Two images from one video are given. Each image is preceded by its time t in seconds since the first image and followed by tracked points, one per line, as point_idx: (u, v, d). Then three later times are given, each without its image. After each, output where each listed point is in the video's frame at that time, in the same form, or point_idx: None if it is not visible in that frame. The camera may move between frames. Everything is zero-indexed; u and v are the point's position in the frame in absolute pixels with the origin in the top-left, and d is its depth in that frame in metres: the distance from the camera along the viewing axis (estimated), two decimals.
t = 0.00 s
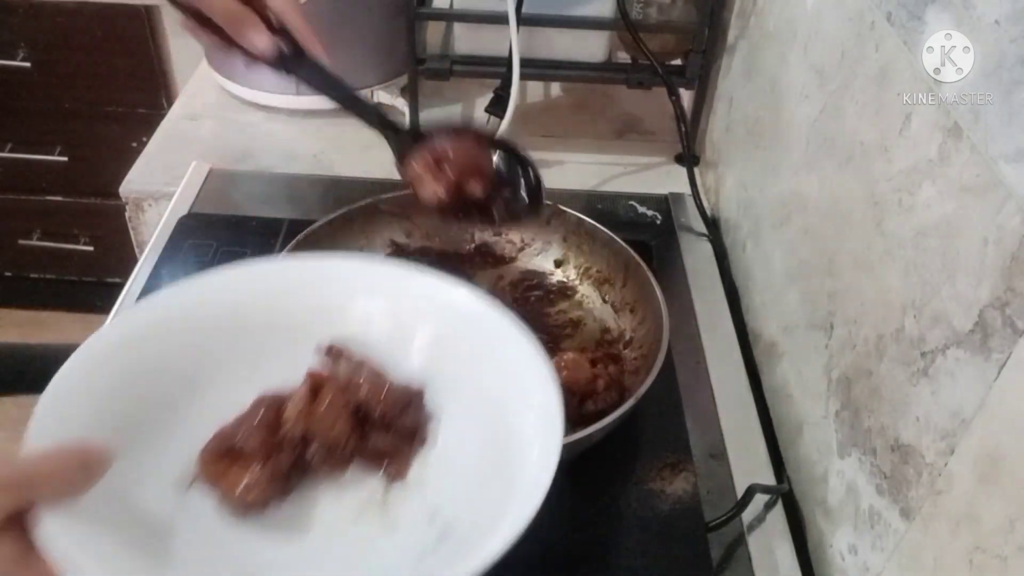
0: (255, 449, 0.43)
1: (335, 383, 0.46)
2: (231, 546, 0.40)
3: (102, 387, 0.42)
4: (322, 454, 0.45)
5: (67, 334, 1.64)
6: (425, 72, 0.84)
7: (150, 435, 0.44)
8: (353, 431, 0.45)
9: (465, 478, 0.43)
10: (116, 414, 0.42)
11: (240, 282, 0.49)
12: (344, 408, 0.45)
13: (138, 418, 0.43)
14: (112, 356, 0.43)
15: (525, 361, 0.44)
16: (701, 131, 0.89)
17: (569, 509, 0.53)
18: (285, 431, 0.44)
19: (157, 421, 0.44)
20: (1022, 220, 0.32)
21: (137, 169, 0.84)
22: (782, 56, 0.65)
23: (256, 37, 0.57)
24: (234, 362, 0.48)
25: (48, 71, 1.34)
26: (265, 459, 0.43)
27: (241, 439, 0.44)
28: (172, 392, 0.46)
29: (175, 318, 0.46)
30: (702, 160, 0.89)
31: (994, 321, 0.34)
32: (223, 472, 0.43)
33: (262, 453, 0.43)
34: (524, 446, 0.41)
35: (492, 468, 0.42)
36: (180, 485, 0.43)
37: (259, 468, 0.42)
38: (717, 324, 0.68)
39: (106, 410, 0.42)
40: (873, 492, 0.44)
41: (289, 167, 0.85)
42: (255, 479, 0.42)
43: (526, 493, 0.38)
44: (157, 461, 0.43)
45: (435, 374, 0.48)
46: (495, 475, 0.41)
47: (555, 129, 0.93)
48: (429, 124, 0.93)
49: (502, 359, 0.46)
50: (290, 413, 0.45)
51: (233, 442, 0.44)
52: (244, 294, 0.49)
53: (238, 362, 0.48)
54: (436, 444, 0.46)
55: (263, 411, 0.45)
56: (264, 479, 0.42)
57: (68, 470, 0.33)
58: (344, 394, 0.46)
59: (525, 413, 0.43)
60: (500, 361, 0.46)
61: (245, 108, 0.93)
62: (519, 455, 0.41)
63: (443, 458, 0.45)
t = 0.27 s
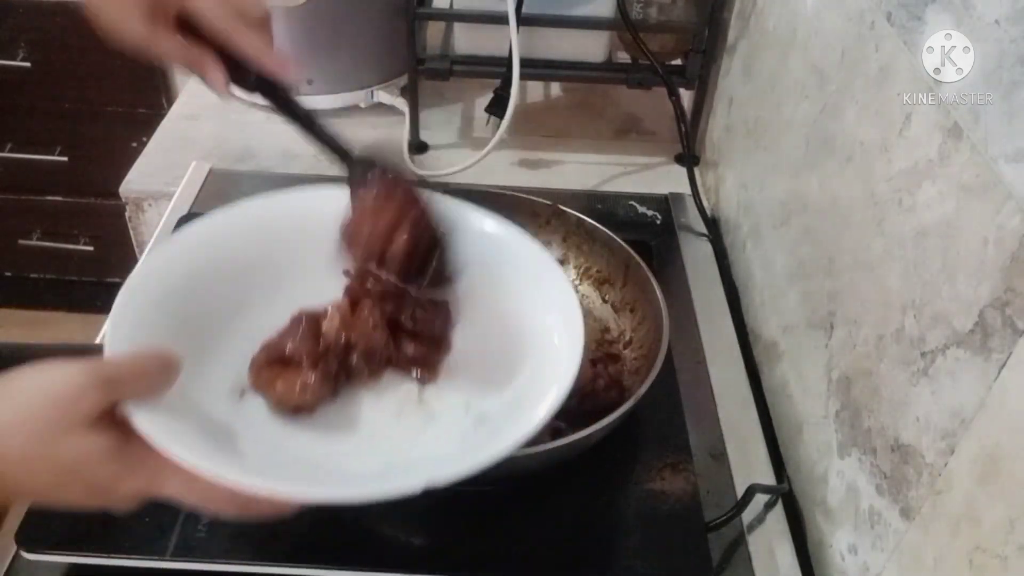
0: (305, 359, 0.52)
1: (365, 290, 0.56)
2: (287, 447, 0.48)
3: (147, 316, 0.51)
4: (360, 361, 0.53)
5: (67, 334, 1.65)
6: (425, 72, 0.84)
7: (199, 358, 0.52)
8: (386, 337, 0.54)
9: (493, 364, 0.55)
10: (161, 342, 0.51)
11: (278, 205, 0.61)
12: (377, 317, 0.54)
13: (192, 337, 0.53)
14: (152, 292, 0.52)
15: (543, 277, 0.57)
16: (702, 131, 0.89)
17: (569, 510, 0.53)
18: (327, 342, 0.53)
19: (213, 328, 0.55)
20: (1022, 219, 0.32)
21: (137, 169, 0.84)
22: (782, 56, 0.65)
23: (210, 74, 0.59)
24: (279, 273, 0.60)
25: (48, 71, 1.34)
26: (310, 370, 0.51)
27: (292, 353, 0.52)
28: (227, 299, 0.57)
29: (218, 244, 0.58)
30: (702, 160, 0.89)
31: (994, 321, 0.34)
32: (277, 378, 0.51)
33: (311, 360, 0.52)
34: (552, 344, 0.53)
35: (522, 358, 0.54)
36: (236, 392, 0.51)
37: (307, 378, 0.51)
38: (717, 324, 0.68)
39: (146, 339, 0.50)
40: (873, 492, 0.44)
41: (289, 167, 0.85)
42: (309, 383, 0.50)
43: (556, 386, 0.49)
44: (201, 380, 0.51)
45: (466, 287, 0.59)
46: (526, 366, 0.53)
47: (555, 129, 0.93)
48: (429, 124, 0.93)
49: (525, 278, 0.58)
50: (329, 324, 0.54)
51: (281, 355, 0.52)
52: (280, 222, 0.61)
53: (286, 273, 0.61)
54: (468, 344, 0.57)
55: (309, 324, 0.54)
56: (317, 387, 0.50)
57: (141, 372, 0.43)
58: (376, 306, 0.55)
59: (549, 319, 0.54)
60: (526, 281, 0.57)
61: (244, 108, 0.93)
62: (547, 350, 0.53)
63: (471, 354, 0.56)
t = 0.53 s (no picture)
0: (303, 341, 0.54)
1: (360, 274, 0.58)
2: (288, 423, 0.51)
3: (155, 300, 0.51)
4: (357, 344, 0.56)
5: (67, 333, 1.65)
6: (425, 72, 0.85)
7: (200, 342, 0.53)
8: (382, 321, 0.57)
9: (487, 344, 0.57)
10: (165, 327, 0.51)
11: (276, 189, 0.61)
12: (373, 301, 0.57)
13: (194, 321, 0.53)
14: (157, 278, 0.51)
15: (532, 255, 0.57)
16: (702, 131, 0.89)
17: (570, 510, 0.53)
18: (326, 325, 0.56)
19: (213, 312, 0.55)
20: (1022, 219, 0.32)
21: (137, 169, 0.84)
22: (782, 56, 0.65)
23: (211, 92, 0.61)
24: (275, 255, 0.61)
25: (48, 71, 1.34)
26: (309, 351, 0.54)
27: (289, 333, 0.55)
28: (226, 283, 0.57)
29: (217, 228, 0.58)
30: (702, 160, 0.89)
31: (994, 321, 0.34)
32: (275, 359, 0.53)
33: (309, 341, 0.54)
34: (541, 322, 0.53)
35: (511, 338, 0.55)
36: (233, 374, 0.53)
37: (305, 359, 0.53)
38: (717, 325, 0.68)
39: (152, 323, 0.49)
40: (873, 492, 0.44)
41: (289, 167, 0.85)
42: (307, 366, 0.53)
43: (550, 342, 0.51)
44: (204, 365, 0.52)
45: (460, 265, 0.61)
46: (515, 344, 0.54)
47: (555, 129, 0.93)
48: (430, 123, 0.93)
49: (514, 255, 0.59)
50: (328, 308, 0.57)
51: (279, 335, 0.55)
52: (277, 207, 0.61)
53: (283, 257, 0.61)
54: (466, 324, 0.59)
55: (306, 308, 0.56)
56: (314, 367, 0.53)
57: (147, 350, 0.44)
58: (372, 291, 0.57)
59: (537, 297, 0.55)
60: (516, 258, 0.58)
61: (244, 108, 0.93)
62: (535, 328, 0.53)
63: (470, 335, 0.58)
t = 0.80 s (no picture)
0: (305, 364, 0.53)
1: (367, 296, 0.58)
2: (285, 447, 0.50)
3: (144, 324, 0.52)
4: (361, 368, 0.55)
5: (67, 333, 1.65)
6: (425, 72, 0.85)
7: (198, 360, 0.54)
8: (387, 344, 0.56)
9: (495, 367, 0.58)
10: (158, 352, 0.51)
11: (265, 209, 0.63)
12: (378, 323, 0.55)
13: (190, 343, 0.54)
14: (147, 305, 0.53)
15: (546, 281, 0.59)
16: (702, 131, 0.89)
17: (570, 510, 0.53)
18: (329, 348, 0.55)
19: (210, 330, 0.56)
20: (1022, 219, 0.32)
21: (137, 169, 0.84)
22: (782, 56, 0.65)
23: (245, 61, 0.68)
24: (282, 273, 0.62)
25: (48, 71, 1.34)
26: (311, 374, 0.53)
27: (291, 356, 0.54)
28: (220, 301, 0.58)
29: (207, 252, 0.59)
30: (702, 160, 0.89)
31: (994, 320, 0.34)
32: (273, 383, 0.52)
33: (311, 367, 0.53)
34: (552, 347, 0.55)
35: (520, 361, 0.56)
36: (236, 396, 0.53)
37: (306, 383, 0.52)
38: (717, 325, 0.68)
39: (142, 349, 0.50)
40: (874, 492, 0.44)
41: (289, 167, 0.85)
42: (307, 392, 0.52)
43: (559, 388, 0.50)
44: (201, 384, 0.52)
45: (473, 290, 0.62)
46: (525, 367, 0.56)
47: (556, 129, 0.93)
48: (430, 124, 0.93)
49: (528, 281, 0.60)
50: (332, 329, 0.56)
51: (279, 359, 0.54)
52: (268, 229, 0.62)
53: (278, 274, 0.62)
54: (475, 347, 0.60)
55: (310, 329, 0.55)
56: (316, 390, 0.52)
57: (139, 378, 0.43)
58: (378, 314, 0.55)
59: (549, 322, 0.57)
60: (530, 283, 0.60)
61: (244, 108, 0.93)
62: (546, 351, 0.55)
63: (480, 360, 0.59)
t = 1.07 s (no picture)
0: (236, 466, 0.42)
1: (313, 390, 0.45)
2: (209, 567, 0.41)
3: (112, 380, 0.44)
4: (303, 472, 0.43)
5: (68, 334, 1.65)
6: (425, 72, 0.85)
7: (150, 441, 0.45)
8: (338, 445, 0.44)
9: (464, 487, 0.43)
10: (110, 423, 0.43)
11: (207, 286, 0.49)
12: (327, 426, 0.43)
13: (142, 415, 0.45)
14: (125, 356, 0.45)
15: (524, 380, 0.44)
16: (702, 131, 0.89)
17: (570, 509, 0.53)
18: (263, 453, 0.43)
19: (163, 404, 0.46)
20: (1022, 219, 0.32)
21: (137, 169, 0.84)
22: (782, 56, 0.65)
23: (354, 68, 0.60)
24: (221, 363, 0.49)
25: (48, 71, 1.34)
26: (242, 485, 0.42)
27: (220, 456, 0.43)
28: (175, 379, 0.47)
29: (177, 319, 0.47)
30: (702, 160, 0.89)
31: (994, 321, 0.34)
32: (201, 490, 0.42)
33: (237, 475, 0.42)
34: (522, 460, 0.41)
35: (491, 491, 0.41)
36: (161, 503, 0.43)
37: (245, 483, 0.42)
38: (717, 324, 0.68)
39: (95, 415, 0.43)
40: (874, 492, 0.44)
41: (289, 167, 0.85)
42: (237, 500, 0.42)
43: (513, 482, 0.40)
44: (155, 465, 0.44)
45: (442, 384, 0.47)
46: (492, 495, 0.40)
47: (556, 129, 0.93)
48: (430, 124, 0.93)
49: (504, 377, 0.45)
50: (274, 426, 0.44)
51: (209, 461, 0.43)
52: (250, 301, 0.50)
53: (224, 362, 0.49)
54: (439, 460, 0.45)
55: (250, 422, 0.44)
56: (244, 496, 0.42)
57: (44, 479, 0.39)
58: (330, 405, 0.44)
59: (531, 446, 0.41)
60: (500, 379, 0.45)
61: (244, 108, 0.93)
62: (516, 472, 0.40)
63: (441, 472, 0.44)
